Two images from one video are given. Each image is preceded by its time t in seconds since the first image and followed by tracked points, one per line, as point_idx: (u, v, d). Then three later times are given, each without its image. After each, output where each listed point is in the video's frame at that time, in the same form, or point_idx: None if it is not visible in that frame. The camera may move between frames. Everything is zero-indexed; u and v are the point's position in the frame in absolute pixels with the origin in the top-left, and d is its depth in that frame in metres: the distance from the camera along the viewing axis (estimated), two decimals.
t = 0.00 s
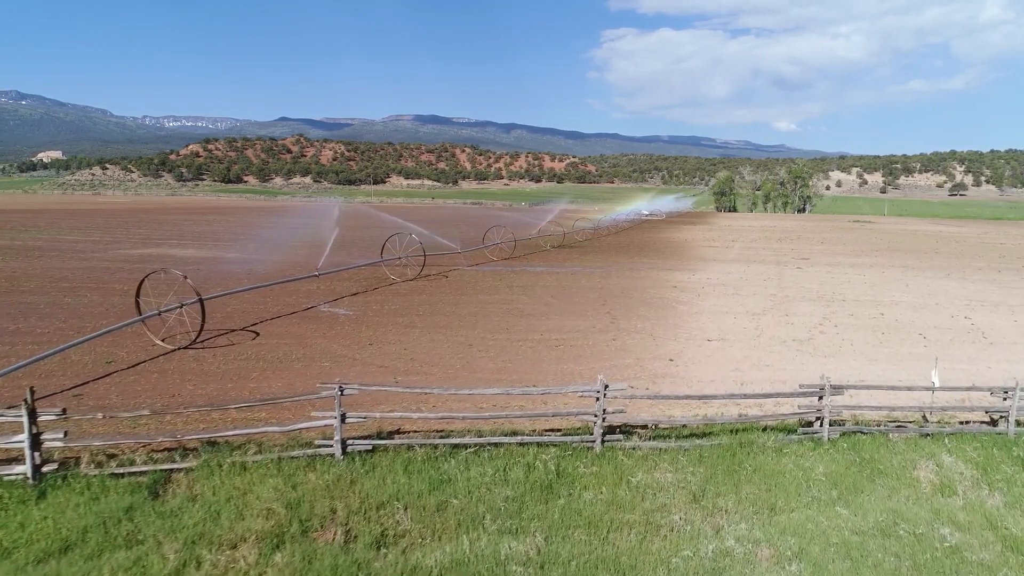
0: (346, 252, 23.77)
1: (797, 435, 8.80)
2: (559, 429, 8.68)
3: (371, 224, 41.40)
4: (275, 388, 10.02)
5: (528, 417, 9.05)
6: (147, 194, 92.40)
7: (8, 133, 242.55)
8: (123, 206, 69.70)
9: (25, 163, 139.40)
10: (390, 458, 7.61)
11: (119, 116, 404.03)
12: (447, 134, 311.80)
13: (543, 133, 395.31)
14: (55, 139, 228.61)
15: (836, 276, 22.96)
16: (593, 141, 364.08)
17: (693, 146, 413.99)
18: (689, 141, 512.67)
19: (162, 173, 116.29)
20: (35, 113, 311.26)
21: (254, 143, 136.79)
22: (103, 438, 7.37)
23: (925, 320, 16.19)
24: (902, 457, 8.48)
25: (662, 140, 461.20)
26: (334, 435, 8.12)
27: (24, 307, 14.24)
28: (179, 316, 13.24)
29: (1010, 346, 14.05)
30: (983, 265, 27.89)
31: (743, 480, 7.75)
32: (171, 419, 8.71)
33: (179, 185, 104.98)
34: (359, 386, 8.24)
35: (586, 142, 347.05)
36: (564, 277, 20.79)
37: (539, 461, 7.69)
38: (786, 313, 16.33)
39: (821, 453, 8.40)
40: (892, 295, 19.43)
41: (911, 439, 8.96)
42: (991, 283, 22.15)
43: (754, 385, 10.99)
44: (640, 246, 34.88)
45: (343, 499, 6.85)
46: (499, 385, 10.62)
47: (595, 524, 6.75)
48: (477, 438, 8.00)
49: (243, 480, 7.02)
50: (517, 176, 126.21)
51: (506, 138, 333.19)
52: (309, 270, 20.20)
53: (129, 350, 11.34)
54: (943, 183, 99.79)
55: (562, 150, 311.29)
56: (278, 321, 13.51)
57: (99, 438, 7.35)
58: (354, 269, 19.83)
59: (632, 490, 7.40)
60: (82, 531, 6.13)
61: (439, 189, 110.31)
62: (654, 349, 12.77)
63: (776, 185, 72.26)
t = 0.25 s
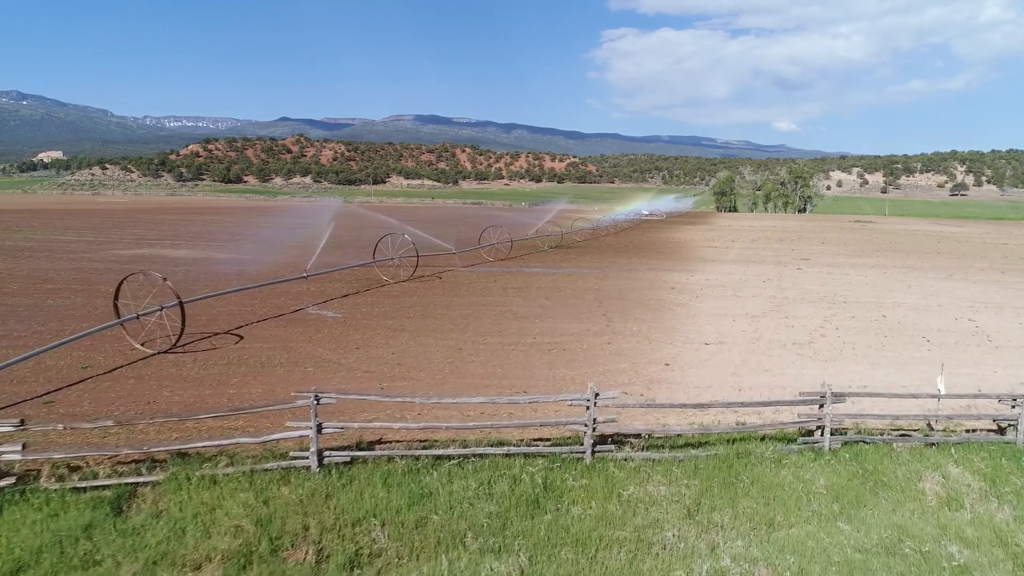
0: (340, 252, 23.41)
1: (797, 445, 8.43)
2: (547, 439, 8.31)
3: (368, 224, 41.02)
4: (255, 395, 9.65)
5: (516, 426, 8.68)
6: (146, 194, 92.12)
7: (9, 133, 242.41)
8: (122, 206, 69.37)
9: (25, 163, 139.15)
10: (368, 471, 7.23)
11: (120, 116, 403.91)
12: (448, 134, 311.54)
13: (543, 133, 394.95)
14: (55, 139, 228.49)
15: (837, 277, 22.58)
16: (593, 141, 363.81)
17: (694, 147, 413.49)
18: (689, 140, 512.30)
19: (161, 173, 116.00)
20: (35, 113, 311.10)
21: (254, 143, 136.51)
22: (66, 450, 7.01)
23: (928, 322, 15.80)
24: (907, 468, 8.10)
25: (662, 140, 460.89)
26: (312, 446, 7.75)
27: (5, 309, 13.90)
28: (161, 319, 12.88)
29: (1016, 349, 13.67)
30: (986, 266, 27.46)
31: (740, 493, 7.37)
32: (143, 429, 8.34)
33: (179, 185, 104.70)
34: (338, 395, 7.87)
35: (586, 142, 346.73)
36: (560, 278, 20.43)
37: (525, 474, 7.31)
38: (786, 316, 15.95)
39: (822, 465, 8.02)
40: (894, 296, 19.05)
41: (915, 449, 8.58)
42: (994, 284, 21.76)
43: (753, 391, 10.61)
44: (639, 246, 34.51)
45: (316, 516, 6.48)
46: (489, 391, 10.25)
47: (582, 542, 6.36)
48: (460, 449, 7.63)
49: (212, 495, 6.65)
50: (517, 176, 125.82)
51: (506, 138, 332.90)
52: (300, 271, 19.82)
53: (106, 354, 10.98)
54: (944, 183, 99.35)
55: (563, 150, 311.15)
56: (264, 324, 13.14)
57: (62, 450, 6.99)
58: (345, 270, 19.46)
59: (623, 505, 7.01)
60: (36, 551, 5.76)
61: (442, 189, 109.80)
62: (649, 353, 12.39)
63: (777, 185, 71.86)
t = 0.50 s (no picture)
0: (333, 253, 23.11)
1: (797, 455, 8.10)
2: (537, 449, 7.98)
3: (365, 225, 40.70)
4: (236, 401, 9.31)
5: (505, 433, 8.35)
6: (145, 194, 91.90)
7: (9, 134, 242.26)
8: (120, 206, 69.12)
9: (25, 163, 138.99)
10: (348, 483, 6.90)
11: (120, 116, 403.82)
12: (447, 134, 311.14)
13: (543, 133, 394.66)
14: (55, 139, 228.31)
15: (837, 278, 22.26)
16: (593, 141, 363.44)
17: (694, 147, 413.08)
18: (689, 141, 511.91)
19: (161, 173, 115.76)
20: (36, 113, 310.97)
21: (254, 143, 136.21)
22: (30, 463, 6.68)
23: (931, 325, 15.47)
24: (911, 479, 7.76)
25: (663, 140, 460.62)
26: (289, 457, 7.42)
27: None
28: (144, 322, 12.57)
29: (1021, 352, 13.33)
30: (989, 267, 27.11)
31: (737, 506, 7.04)
32: (116, 437, 8.01)
33: (178, 185, 104.46)
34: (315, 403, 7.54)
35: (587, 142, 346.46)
36: (556, 279, 20.11)
37: (512, 486, 6.99)
38: (786, 318, 15.63)
39: (823, 476, 7.68)
40: (896, 298, 18.73)
41: (919, 459, 8.25)
42: (997, 286, 21.43)
43: (751, 397, 10.29)
44: (638, 247, 34.21)
45: (290, 532, 6.15)
46: (479, 397, 9.91)
47: (571, 560, 6.02)
48: (445, 460, 7.30)
49: (182, 508, 6.32)
50: (517, 176, 125.59)
51: (506, 138, 332.63)
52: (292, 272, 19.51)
53: (85, 359, 10.67)
54: (944, 183, 99.03)
55: (562, 150, 310.95)
56: (250, 327, 12.83)
57: (25, 463, 6.67)
58: (338, 271, 19.13)
59: (614, 519, 6.68)
60: None
61: (442, 189, 109.51)
62: (645, 357, 12.07)
63: (778, 185, 71.54)
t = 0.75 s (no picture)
0: (326, 254, 22.75)
1: (797, 467, 7.73)
2: (524, 461, 7.61)
3: (362, 225, 40.35)
4: (212, 409, 8.95)
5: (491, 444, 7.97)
6: (144, 194, 91.62)
7: (9, 134, 242.13)
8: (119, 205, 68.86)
9: (25, 163, 138.77)
10: (322, 499, 6.53)
11: (120, 116, 403.81)
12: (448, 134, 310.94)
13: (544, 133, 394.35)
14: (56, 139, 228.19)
15: (839, 280, 21.88)
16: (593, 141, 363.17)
17: (695, 147, 412.61)
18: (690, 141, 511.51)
19: (161, 173, 115.48)
20: (36, 113, 310.84)
21: (254, 143, 135.90)
22: None
23: (934, 328, 15.07)
24: (917, 491, 7.37)
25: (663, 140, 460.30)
26: (263, 470, 7.05)
27: None
28: (124, 325, 12.21)
29: None
30: (992, 268, 26.72)
31: (734, 523, 6.66)
32: (83, 448, 7.65)
33: (178, 185, 104.20)
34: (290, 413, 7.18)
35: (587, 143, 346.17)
36: (552, 281, 19.73)
37: (496, 501, 6.61)
38: (786, 321, 15.26)
39: (824, 489, 7.30)
40: (898, 300, 18.35)
41: (925, 470, 7.87)
42: (1001, 287, 21.05)
43: (749, 404, 9.92)
44: (637, 247, 33.85)
45: (256, 553, 5.77)
46: (466, 404, 9.54)
47: None
48: (426, 473, 6.92)
49: (144, 527, 5.95)
50: (518, 177, 125.28)
51: (507, 138, 332.37)
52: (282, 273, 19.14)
53: (59, 364, 10.31)
54: (946, 183, 98.63)
55: (563, 150, 310.70)
56: (234, 331, 12.47)
57: None
58: (329, 272, 18.75)
59: (603, 536, 6.30)
60: None
61: (441, 189, 109.21)
62: (641, 362, 11.70)
63: (778, 185, 71.14)
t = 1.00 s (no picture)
0: (320, 254, 22.45)
1: (798, 478, 7.39)
2: (512, 472, 7.29)
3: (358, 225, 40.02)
4: (190, 417, 8.62)
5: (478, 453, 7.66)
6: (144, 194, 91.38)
7: (9, 133, 242.01)
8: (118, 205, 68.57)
9: (26, 163, 138.62)
10: (297, 513, 6.20)
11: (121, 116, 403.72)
12: (448, 134, 310.77)
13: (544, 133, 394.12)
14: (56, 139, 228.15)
15: (840, 281, 21.54)
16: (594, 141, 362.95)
17: (695, 147, 411.98)
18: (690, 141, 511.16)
19: (161, 173, 115.26)
20: (37, 113, 310.73)
21: (254, 143, 135.71)
22: None
23: (937, 331, 14.73)
24: (923, 503, 7.03)
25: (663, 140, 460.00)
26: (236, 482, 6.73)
27: None
28: (105, 328, 11.89)
29: None
30: (996, 269, 26.35)
31: (731, 538, 6.31)
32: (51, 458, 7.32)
33: (177, 185, 103.98)
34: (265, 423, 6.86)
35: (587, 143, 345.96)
36: (548, 282, 19.40)
37: (480, 516, 6.29)
38: (786, 323, 14.93)
39: (826, 502, 6.96)
40: (900, 301, 18.02)
41: (930, 481, 7.53)
42: (1005, 289, 20.70)
43: (747, 411, 9.59)
44: (636, 248, 33.54)
45: (224, 572, 5.45)
46: (454, 411, 9.19)
47: None
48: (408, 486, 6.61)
49: (105, 544, 5.62)
50: (518, 176, 125.04)
51: (507, 138, 332.22)
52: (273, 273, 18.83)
53: (36, 368, 9.99)
54: (947, 183, 98.29)
55: (563, 150, 310.58)
56: (219, 333, 12.15)
57: None
58: (321, 274, 18.41)
59: (592, 553, 5.95)
60: None
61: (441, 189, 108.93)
62: (636, 366, 11.37)
63: (779, 185, 70.82)
